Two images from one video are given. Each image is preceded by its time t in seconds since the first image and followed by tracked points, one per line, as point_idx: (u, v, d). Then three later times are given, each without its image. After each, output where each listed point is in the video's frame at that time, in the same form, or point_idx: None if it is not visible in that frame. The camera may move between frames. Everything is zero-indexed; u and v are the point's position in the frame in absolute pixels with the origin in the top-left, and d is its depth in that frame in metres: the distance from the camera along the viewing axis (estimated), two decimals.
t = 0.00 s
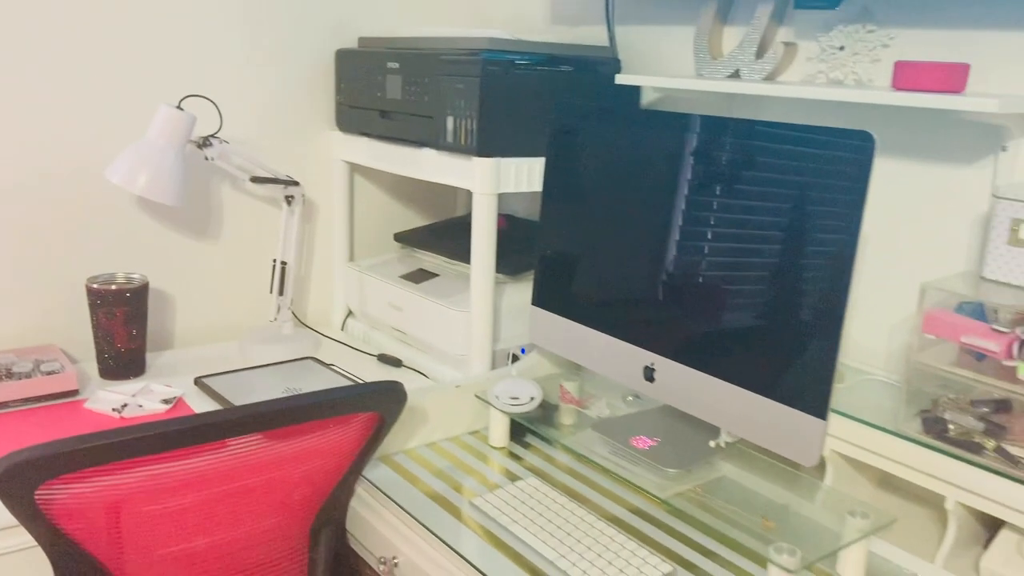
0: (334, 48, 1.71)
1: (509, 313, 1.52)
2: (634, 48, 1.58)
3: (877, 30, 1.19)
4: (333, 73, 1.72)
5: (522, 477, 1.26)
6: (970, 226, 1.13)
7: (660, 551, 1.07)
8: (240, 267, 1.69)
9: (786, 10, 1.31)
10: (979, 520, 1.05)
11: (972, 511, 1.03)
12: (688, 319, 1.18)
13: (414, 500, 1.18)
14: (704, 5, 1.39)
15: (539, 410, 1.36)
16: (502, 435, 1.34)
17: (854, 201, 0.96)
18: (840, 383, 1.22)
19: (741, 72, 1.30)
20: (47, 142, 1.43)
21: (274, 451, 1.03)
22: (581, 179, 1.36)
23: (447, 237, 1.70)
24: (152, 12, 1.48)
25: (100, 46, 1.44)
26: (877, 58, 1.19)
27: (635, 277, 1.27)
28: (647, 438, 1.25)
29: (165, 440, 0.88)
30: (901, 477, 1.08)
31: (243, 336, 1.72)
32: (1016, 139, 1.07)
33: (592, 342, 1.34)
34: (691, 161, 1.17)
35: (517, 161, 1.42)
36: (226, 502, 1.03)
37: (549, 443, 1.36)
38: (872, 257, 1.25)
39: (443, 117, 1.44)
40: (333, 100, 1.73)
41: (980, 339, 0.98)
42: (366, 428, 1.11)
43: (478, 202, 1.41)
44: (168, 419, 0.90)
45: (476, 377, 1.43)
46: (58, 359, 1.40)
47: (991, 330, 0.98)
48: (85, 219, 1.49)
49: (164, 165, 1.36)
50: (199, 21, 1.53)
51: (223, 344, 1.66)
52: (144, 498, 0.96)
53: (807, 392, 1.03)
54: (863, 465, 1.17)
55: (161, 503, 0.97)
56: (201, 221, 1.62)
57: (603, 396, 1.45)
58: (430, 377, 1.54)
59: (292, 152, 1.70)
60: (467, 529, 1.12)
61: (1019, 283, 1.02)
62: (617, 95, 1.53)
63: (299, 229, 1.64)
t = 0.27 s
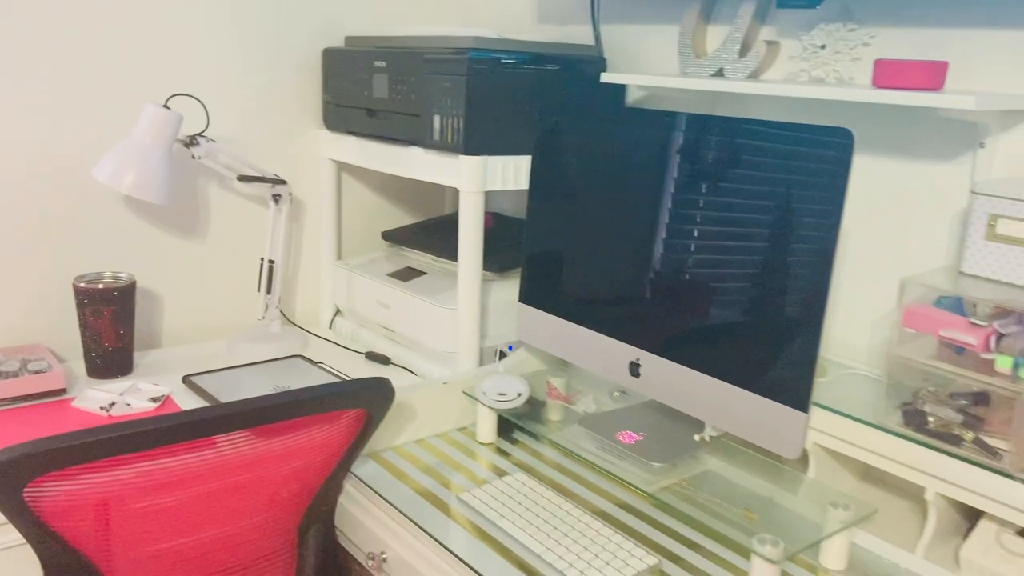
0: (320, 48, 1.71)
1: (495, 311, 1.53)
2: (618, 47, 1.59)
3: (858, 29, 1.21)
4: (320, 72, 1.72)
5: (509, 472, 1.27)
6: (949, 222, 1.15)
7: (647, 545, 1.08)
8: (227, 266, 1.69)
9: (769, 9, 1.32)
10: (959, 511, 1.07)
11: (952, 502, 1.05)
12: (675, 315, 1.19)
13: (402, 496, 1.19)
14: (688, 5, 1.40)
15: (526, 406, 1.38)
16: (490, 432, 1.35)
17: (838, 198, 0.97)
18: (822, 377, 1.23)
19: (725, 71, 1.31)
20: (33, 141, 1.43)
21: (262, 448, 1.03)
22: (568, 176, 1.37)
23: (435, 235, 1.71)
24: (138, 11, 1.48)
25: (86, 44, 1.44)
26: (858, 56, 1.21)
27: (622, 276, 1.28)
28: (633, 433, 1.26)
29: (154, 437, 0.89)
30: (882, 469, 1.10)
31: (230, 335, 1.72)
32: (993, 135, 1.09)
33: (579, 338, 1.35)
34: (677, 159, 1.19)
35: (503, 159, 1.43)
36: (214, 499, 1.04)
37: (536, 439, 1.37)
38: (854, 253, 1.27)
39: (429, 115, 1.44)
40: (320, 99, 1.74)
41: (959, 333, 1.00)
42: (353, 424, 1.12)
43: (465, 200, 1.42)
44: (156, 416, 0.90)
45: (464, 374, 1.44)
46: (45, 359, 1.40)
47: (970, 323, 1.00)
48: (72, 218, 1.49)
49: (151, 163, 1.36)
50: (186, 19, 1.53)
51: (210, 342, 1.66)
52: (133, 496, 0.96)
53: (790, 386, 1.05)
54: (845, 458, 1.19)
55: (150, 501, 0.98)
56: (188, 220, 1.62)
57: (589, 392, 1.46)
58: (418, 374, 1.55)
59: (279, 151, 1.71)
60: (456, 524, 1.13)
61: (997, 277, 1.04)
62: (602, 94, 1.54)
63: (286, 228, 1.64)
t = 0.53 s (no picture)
0: (307, 48, 1.71)
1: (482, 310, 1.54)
2: (603, 47, 1.61)
3: (839, 30, 1.23)
4: (306, 72, 1.72)
5: (497, 469, 1.27)
6: (929, 219, 1.17)
7: (633, 540, 1.09)
8: (214, 266, 1.69)
9: (752, 9, 1.33)
10: (940, 504, 1.09)
11: (932, 495, 1.07)
12: (661, 313, 1.20)
13: (390, 494, 1.20)
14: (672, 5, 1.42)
15: (513, 403, 1.39)
16: (477, 429, 1.36)
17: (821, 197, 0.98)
18: (805, 373, 1.25)
19: (709, 70, 1.33)
20: (19, 142, 1.43)
21: (250, 446, 1.04)
22: (555, 175, 1.38)
23: (422, 234, 1.72)
24: (123, 11, 1.48)
25: (72, 44, 1.44)
26: (839, 56, 1.23)
27: (609, 274, 1.29)
28: (619, 429, 1.28)
29: (141, 436, 0.89)
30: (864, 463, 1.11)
31: (218, 335, 1.72)
32: (971, 134, 1.11)
33: (564, 335, 1.36)
34: (663, 158, 1.20)
35: (490, 158, 1.44)
36: (202, 498, 1.04)
37: (523, 436, 1.38)
38: (836, 251, 1.28)
39: (416, 115, 1.45)
40: (307, 99, 1.74)
41: (938, 328, 1.02)
42: (341, 423, 1.13)
43: (452, 199, 1.42)
44: (143, 415, 0.91)
45: (452, 372, 1.44)
46: (32, 359, 1.40)
47: (948, 319, 1.01)
48: (58, 218, 1.49)
49: (138, 163, 1.36)
50: (172, 19, 1.53)
51: (198, 342, 1.66)
52: (121, 495, 0.97)
53: (773, 382, 1.06)
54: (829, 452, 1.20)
55: (137, 500, 0.98)
56: (175, 219, 1.62)
57: (576, 389, 1.48)
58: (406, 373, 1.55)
59: (266, 151, 1.71)
60: (445, 521, 1.14)
61: (975, 273, 1.06)
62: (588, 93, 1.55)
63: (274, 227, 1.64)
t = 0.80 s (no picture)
0: (293, 49, 1.72)
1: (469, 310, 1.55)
2: (588, 48, 1.62)
3: (818, 31, 1.25)
4: (292, 73, 1.73)
5: (484, 468, 1.28)
6: (908, 217, 1.18)
7: (619, 537, 1.10)
8: (201, 266, 1.69)
9: (734, 10, 1.34)
10: (920, 498, 1.10)
11: (912, 489, 1.08)
12: (647, 312, 1.22)
13: (378, 493, 1.20)
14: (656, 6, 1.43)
15: (500, 402, 1.39)
16: (464, 428, 1.37)
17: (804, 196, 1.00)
18: (788, 369, 1.26)
19: (692, 71, 1.34)
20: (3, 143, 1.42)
21: (236, 446, 1.04)
22: (541, 175, 1.39)
23: (409, 234, 1.72)
24: (108, 13, 1.48)
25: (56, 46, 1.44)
26: (819, 57, 1.25)
27: (596, 274, 1.30)
28: (605, 427, 1.29)
29: (127, 437, 0.90)
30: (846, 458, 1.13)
31: (205, 335, 1.72)
32: (949, 133, 1.13)
33: (550, 334, 1.37)
34: (649, 158, 1.21)
35: (476, 158, 1.44)
36: (189, 498, 1.05)
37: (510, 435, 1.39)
38: (818, 249, 1.30)
39: (402, 116, 1.46)
40: (292, 100, 1.74)
41: (918, 325, 1.03)
42: (328, 422, 1.13)
43: (438, 199, 1.43)
44: (130, 415, 0.91)
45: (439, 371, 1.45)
46: (17, 361, 1.40)
47: (928, 315, 1.03)
48: (43, 219, 1.49)
49: (123, 164, 1.36)
50: (157, 21, 1.53)
51: (185, 343, 1.66)
52: (107, 496, 0.97)
53: (756, 378, 1.07)
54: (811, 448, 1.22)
55: (124, 500, 0.99)
56: (161, 220, 1.62)
57: (562, 387, 1.49)
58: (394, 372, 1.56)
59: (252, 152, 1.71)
60: (433, 520, 1.14)
61: (952, 269, 1.07)
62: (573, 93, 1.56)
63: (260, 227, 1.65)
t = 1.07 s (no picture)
0: (277, 50, 1.72)
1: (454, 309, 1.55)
2: (572, 49, 1.63)
3: (799, 32, 1.26)
4: (277, 74, 1.73)
5: (470, 467, 1.29)
6: (887, 215, 1.20)
7: (605, 535, 1.11)
8: (185, 268, 1.69)
9: (716, 10, 1.36)
10: (900, 493, 1.12)
11: (892, 485, 1.10)
12: (633, 311, 1.22)
13: (364, 494, 1.21)
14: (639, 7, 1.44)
15: (486, 401, 1.40)
16: (450, 427, 1.37)
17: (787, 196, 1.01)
18: (771, 367, 1.27)
19: (674, 72, 1.35)
20: None
21: (222, 447, 1.04)
22: (526, 175, 1.40)
23: (395, 235, 1.72)
24: (91, 13, 1.47)
25: (38, 47, 1.44)
26: (800, 58, 1.27)
27: (582, 273, 1.30)
28: (590, 425, 1.29)
29: (111, 438, 0.90)
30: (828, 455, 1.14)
31: (190, 337, 1.72)
32: (927, 133, 1.15)
33: (536, 333, 1.38)
34: (634, 158, 1.22)
35: (461, 158, 1.45)
36: (175, 500, 1.05)
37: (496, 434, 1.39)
38: (800, 247, 1.31)
39: (387, 117, 1.46)
40: (277, 101, 1.74)
41: (896, 322, 1.04)
42: (313, 423, 1.13)
43: (422, 200, 1.43)
44: (114, 417, 0.91)
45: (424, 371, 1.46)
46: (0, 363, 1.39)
47: (906, 313, 1.04)
48: (26, 221, 1.48)
49: (106, 165, 1.36)
50: (140, 22, 1.53)
51: (170, 344, 1.66)
52: (92, 498, 0.97)
53: (739, 376, 1.08)
54: (793, 445, 1.23)
55: (110, 502, 0.98)
56: (145, 222, 1.61)
57: (548, 386, 1.49)
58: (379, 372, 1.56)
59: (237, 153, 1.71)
60: (420, 520, 1.15)
61: (930, 267, 1.09)
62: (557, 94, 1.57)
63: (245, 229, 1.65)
